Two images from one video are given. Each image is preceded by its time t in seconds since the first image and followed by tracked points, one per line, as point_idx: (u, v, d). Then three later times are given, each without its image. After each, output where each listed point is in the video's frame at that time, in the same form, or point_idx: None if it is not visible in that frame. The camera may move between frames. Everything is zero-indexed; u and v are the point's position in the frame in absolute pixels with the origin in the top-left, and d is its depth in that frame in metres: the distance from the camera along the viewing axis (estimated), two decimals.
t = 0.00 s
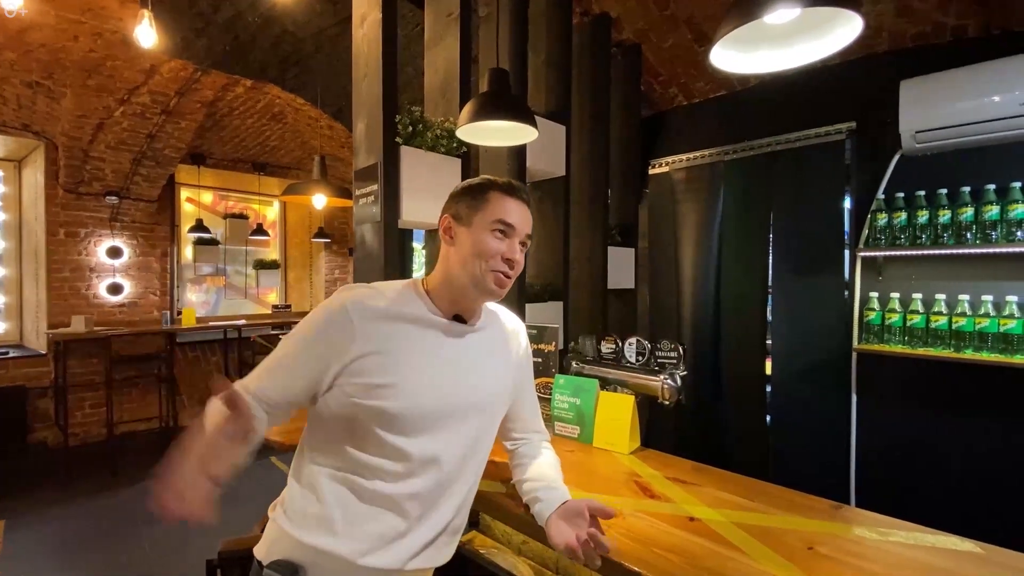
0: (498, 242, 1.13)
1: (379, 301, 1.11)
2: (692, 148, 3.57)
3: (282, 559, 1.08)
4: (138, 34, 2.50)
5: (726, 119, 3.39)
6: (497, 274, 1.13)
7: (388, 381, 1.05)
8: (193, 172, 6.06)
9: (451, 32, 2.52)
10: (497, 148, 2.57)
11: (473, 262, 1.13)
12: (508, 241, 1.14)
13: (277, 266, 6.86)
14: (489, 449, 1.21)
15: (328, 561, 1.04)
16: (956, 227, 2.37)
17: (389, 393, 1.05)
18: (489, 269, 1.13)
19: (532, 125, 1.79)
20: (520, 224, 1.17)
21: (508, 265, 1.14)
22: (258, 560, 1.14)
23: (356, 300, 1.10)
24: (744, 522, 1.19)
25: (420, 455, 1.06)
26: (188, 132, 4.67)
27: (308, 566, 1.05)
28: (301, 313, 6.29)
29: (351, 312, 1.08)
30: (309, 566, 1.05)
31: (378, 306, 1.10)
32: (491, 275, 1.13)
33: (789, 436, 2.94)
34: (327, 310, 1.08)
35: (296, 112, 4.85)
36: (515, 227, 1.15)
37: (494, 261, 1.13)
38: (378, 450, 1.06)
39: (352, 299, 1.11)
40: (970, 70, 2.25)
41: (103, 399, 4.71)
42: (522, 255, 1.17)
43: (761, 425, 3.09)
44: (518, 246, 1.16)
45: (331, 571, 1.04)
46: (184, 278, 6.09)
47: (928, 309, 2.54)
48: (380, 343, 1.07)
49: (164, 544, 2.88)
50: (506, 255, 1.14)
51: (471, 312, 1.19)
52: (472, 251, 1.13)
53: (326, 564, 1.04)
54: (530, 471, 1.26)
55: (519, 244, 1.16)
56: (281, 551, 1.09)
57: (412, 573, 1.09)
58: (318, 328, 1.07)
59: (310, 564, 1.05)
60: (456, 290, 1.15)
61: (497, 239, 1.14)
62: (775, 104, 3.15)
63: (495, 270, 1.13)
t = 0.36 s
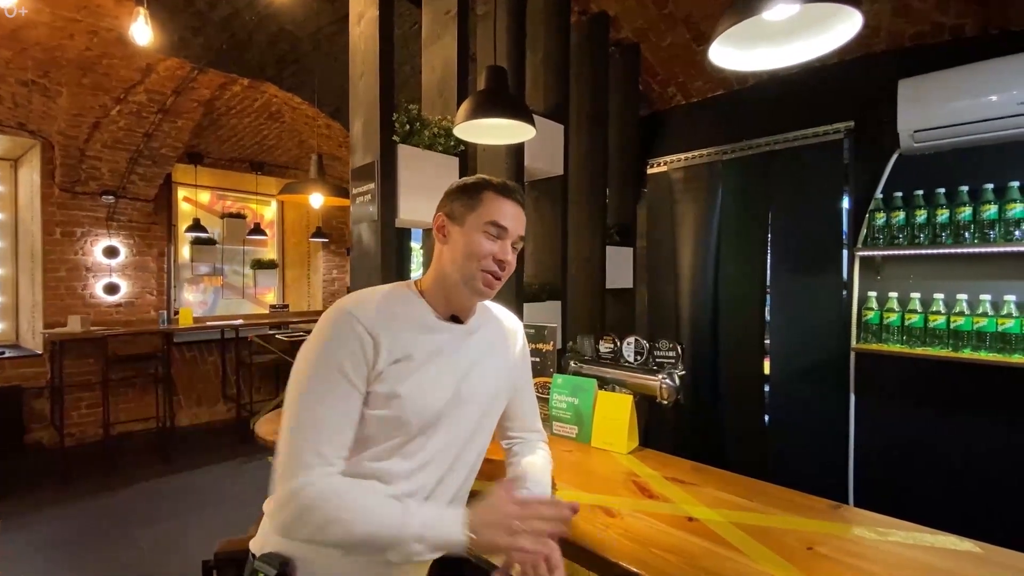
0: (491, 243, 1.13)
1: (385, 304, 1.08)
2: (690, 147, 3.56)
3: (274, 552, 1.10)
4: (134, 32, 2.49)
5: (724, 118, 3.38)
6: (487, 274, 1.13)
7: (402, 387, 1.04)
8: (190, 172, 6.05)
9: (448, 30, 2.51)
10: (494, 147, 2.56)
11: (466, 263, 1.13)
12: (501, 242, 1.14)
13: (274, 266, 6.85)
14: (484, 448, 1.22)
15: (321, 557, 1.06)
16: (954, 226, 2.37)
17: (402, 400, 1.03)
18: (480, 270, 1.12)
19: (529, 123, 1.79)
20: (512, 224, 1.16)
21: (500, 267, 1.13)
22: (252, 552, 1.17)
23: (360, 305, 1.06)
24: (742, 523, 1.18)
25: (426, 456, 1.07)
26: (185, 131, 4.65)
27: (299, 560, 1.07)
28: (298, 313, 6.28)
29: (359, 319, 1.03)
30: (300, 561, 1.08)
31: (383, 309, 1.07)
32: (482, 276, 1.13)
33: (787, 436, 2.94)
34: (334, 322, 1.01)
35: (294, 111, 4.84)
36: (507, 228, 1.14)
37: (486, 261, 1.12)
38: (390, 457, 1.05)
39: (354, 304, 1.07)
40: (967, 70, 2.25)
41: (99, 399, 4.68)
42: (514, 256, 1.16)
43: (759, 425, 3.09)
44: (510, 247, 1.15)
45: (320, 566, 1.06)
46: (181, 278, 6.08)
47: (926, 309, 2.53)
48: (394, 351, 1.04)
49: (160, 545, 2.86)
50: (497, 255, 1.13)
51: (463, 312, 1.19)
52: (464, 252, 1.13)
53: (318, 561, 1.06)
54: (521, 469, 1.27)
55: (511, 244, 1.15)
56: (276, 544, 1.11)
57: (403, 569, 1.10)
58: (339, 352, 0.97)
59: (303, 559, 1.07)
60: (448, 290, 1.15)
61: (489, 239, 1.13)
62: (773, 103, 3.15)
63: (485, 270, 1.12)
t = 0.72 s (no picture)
0: (481, 241, 1.14)
1: (388, 301, 1.09)
2: (689, 147, 3.56)
3: (283, 557, 1.11)
4: (130, 30, 2.48)
5: (723, 118, 3.38)
6: (482, 271, 1.15)
7: (416, 382, 1.05)
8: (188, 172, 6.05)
9: (446, 29, 2.50)
10: (492, 146, 2.55)
11: (458, 262, 1.13)
12: (490, 239, 1.15)
13: (272, 266, 6.83)
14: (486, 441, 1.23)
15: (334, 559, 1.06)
16: (952, 226, 2.37)
17: (416, 393, 1.05)
18: (476, 269, 1.14)
19: (528, 122, 1.78)
20: (499, 220, 1.17)
21: (493, 262, 1.15)
22: (257, 562, 1.16)
23: (367, 303, 1.06)
24: (741, 523, 1.18)
25: (437, 449, 1.09)
26: (182, 131, 4.64)
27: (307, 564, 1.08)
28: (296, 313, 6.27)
29: (369, 316, 1.03)
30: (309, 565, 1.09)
31: (389, 306, 1.08)
32: (478, 273, 1.14)
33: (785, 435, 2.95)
34: (347, 322, 1.01)
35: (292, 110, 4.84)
36: (495, 224, 1.15)
37: (479, 259, 1.14)
38: (406, 450, 1.07)
39: (360, 301, 1.07)
40: (964, 70, 2.25)
41: (96, 400, 4.66)
42: (503, 249, 1.19)
43: (757, 425, 3.09)
44: (499, 242, 1.17)
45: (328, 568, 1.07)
46: (179, 278, 6.07)
47: (924, 308, 2.53)
48: (407, 347, 1.05)
49: (157, 545, 2.86)
50: (489, 252, 1.15)
51: (458, 309, 1.19)
52: (457, 252, 1.13)
53: (331, 564, 1.07)
54: (523, 468, 1.27)
55: (500, 240, 1.17)
56: (285, 551, 1.11)
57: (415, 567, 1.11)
58: (362, 356, 0.98)
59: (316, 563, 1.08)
60: (445, 289, 1.15)
61: (479, 238, 1.14)
62: (771, 103, 3.15)
63: (480, 268, 1.14)
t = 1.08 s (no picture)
0: (468, 247, 1.14)
1: (378, 304, 1.09)
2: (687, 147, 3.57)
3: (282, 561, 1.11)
4: (128, 29, 2.47)
5: (721, 118, 3.38)
6: (470, 277, 1.15)
7: (407, 382, 1.06)
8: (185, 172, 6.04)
9: (445, 29, 2.50)
10: (491, 146, 2.55)
11: (446, 270, 1.13)
12: (477, 244, 1.15)
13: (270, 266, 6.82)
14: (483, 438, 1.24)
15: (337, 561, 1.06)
16: (948, 226, 2.37)
17: (407, 393, 1.06)
18: (464, 275, 1.14)
19: (527, 122, 1.78)
20: (485, 225, 1.17)
21: (481, 268, 1.16)
22: (259, 568, 1.15)
23: (357, 307, 1.07)
24: (740, 523, 1.18)
25: (431, 449, 1.10)
26: (180, 130, 4.64)
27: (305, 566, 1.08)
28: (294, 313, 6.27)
29: (357, 319, 1.04)
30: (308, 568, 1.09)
31: (378, 308, 1.08)
32: (466, 280, 1.14)
33: (783, 435, 2.95)
34: (335, 325, 1.02)
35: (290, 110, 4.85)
36: (480, 230, 1.15)
37: (466, 266, 1.14)
38: (400, 449, 1.07)
39: (349, 305, 1.07)
40: (960, 71, 2.26)
41: (93, 400, 4.65)
42: (490, 254, 1.19)
43: (755, 424, 3.10)
44: (485, 247, 1.17)
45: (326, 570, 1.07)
46: (176, 278, 6.05)
47: (921, 308, 2.54)
48: (398, 347, 1.06)
49: (155, 545, 2.85)
50: (475, 258, 1.15)
51: (448, 312, 1.20)
52: (445, 259, 1.13)
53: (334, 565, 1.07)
54: (521, 467, 1.28)
55: (486, 245, 1.17)
56: (287, 554, 1.11)
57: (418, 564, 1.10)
58: (352, 359, 0.98)
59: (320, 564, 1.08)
60: (435, 295, 1.16)
61: (466, 244, 1.14)
62: (769, 104, 3.16)
63: (467, 274, 1.14)
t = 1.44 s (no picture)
0: (453, 243, 1.14)
1: (375, 301, 1.10)
2: (683, 147, 3.58)
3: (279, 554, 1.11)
4: (124, 28, 2.47)
5: (717, 119, 3.39)
6: (457, 273, 1.14)
7: (406, 376, 1.07)
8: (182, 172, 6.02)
9: (441, 29, 2.51)
10: (488, 146, 2.56)
11: (433, 267, 1.14)
12: (461, 240, 1.15)
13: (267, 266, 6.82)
14: (478, 437, 1.24)
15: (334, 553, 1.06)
16: (943, 226, 2.39)
17: (405, 386, 1.06)
18: (451, 271, 1.13)
19: (523, 122, 1.78)
20: (469, 220, 1.17)
21: (468, 263, 1.15)
22: (254, 558, 1.16)
23: (355, 303, 1.07)
24: (735, 520, 1.19)
25: (429, 442, 1.10)
26: (177, 130, 4.64)
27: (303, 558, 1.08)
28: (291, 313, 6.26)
29: (355, 314, 1.04)
30: (303, 561, 1.09)
31: (376, 303, 1.09)
32: (453, 276, 1.14)
33: (779, 434, 2.97)
34: (336, 319, 1.03)
35: (287, 110, 4.85)
36: (464, 225, 1.15)
37: (452, 261, 1.14)
38: (398, 443, 1.07)
39: (348, 300, 1.08)
40: (954, 72, 2.28)
41: (89, 400, 4.64)
42: (478, 249, 1.18)
43: (752, 423, 3.11)
44: (472, 242, 1.17)
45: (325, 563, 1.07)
46: (173, 278, 6.04)
47: (917, 308, 2.55)
48: (395, 342, 1.07)
49: (152, 545, 2.85)
50: (461, 253, 1.14)
51: (443, 310, 1.20)
52: (431, 257, 1.14)
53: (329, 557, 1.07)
54: (524, 466, 1.28)
55: (472, 239, 1.16)
56: (278, 545, 1.12)
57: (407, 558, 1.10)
58: (354, 350, 0.99)
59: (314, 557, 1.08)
60: (427, 293, 1.17)
61: (450, 240, 1.14)
62: (765, 104, 3.17)
63: (454, 270, 1.14)
